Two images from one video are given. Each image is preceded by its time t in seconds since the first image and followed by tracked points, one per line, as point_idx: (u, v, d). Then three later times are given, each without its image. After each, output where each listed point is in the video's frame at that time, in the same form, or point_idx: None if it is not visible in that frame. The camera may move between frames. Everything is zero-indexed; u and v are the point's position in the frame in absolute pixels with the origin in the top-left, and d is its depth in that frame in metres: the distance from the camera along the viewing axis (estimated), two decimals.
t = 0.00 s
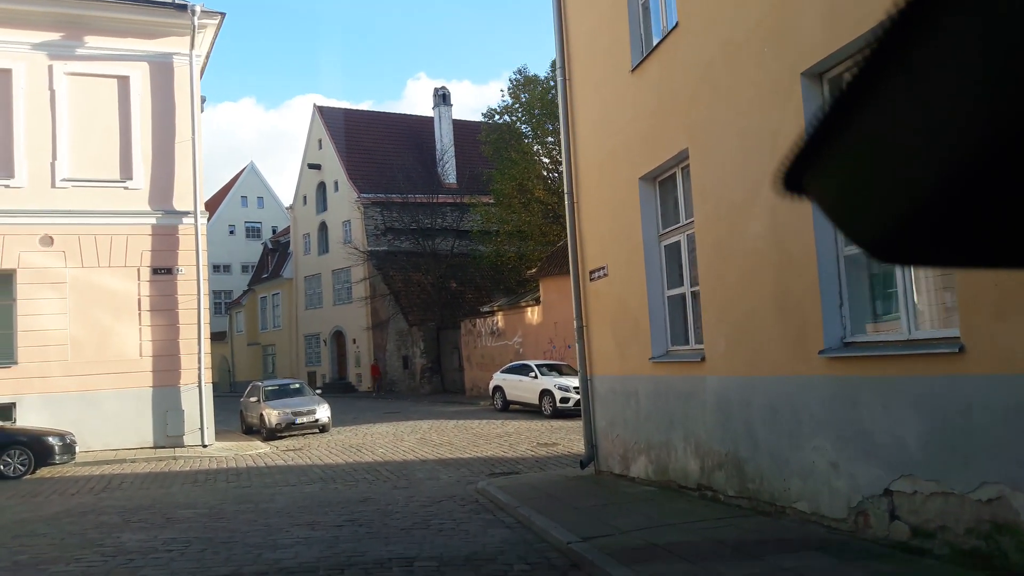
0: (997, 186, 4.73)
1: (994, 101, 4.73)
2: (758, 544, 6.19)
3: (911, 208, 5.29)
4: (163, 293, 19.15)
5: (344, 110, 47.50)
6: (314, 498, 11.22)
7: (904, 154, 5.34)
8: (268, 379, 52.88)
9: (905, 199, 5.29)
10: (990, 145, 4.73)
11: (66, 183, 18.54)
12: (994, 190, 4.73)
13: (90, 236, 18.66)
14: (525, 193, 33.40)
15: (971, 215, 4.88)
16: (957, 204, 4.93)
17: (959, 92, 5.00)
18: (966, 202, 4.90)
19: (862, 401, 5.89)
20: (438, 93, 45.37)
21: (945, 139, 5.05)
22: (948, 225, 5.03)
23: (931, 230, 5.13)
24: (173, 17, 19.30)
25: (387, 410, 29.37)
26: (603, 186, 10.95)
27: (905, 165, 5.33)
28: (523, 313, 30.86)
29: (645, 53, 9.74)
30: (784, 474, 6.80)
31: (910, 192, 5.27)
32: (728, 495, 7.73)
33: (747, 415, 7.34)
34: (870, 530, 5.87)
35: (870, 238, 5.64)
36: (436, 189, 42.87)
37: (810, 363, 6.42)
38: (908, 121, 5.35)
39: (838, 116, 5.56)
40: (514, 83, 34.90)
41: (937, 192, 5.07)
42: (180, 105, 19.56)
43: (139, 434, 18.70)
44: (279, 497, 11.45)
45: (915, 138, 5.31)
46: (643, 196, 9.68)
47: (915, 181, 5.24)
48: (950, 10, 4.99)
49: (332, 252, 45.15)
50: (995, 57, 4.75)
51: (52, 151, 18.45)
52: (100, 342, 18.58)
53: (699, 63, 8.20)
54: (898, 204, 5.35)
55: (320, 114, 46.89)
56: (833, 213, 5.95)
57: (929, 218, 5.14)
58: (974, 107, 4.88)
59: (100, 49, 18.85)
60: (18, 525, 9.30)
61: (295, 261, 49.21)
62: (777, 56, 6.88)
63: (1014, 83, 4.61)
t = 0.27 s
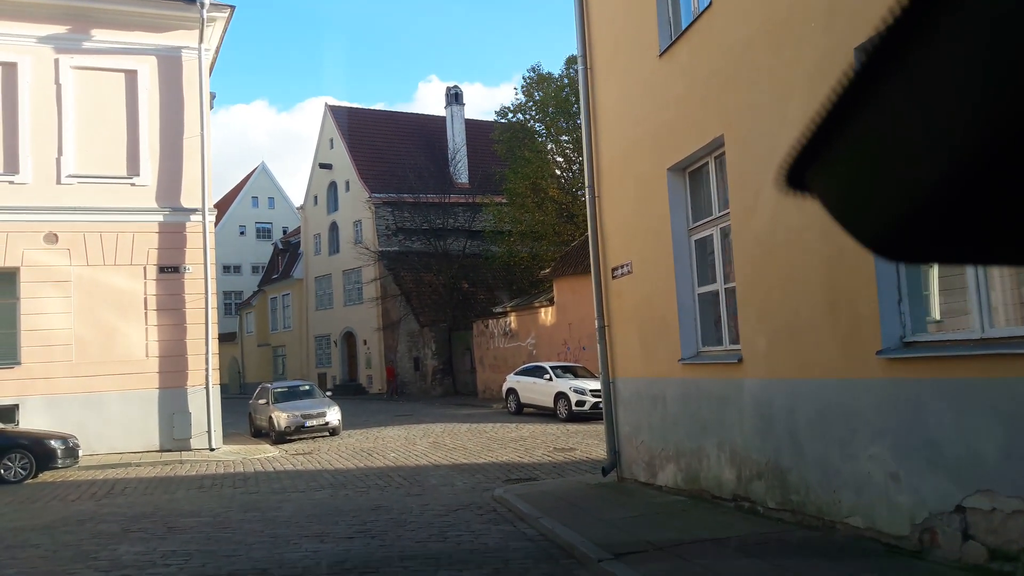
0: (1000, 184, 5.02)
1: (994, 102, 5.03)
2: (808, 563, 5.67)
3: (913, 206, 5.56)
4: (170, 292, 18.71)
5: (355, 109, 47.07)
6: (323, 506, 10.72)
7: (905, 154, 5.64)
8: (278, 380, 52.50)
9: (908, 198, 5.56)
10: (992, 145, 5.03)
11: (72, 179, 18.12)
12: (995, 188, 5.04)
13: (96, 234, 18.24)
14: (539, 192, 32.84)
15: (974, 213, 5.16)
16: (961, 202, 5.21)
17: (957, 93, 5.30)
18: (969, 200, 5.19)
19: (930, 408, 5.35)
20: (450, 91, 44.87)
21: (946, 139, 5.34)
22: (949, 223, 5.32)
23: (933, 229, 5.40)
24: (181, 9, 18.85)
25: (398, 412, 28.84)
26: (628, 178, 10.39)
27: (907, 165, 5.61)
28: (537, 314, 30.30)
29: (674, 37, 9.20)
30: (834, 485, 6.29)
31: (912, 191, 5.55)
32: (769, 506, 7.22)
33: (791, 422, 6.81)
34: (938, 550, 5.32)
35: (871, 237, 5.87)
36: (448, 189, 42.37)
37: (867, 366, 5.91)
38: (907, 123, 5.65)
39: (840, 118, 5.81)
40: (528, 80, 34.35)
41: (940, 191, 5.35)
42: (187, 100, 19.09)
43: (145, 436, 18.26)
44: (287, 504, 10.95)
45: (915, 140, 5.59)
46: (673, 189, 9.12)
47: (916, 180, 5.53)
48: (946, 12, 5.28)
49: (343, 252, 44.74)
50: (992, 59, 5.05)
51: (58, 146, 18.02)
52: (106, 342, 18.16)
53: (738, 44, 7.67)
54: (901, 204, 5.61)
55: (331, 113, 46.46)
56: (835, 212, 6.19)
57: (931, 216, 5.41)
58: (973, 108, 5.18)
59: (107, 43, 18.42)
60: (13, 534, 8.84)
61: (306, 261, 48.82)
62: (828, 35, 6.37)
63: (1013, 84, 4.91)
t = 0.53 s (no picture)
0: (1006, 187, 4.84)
1: (999, 100, 4.81)
2: None
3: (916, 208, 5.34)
4: (176, 295, 18.27)
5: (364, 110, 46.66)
6: (332, 516, 10.22)
7: (906, 154, 5.41)
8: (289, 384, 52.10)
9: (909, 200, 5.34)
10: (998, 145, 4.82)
11: (75, 179, 17.72)
12: (1004, 193, 4.84)
13: (100, 236, 17.82)
14: (552, 191, 32.30)
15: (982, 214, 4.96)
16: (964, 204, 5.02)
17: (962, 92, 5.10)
18: (973, 202, 5.00)
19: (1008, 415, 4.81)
20: (460, 91, 44.38)
21: (947, 139, 5.14)
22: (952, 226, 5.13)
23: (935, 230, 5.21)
24: (186, 5, 18.44)
25: (410, 416, 28.34)
26: (651, 171, 9.85)
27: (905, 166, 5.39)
28: (550, 315, 29.74)
29: (702, 18, 8.67)
30: (890, 496, 5.80)
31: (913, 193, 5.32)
32: (813, 519, 6.68)
33: (842, 427, 6.28)
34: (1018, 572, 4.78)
35: (872, 240, 5.68)
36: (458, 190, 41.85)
37: (933, 365, 5.38)
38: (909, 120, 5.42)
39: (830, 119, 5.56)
40: (539, 78, 33.82)
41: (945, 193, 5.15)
42: (193, 98, 18.68)
43: (151, 443, 17.83)
44: (295, 515, 10.46)
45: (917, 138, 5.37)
46: (702, 179, 8.58)
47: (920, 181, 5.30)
48: (950, 9, 5.01)
49: (353, 254, 44.32)
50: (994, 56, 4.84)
51: (60, 146, 17.64)
52: (111, 346, 17.73)
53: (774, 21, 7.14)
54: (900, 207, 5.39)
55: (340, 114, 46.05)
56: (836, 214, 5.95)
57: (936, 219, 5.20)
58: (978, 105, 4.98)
59: (110, 40, 18.03)
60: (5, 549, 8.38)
61: (316, 264, 48.42)
62: (882, 4, 5.82)
63: (1021, 83, 4.68)
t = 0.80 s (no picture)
0: (1013, 191, 4.67)
1: (1005, 101, 4.72)
2: None
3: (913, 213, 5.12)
4: (183, 294, 17.84)
5: (374, 109, 46.24)
6: (342, 525, 9.74)
7: (903, 160, 5.22)
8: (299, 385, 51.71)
9: (905, 203, 5.13)
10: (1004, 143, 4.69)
11: (79, 175, 17.34)
12: (1006, 195, 4.66)
13: (105, 233, 17.42)
14: (565, 190, 31.77)
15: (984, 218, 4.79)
16: (965, 206, 4.84)
17: (973, 94, 5.02)
18: (976, 205, 4.83)
19: None
20: (472, 90, 43.88)
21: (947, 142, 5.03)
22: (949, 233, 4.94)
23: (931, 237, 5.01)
24: None
25: (421, 418, 27.87)
26: (679, 161, 9.31)
27: (902, 169, 5.21)
28: (563, 316, 29.17)
29: None
30: (957, 511, 5.29)
31: (912, 195, 5.11)
32: (863, 532, 6.18)
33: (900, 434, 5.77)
34: None
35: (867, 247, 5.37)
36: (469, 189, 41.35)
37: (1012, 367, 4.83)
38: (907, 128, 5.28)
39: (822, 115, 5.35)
40: (552, 75, 33.29)
41: (944, 194, 4.96)
42: (201, 93, 18.27)
43: (157, 446, 17.40)
44: (304, 523, 9.99)
45: (919, 142, 5.23)
46: (735, 168, 8.08)
47: (918, 183, 5.10)
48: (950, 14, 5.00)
49: (363, 254, 43.88)
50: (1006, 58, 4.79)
51: (65, 142, 17.27)
52: (116, 346, 17.33)
53: None
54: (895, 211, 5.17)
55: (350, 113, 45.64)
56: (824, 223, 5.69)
57: (934, 222, 4.99)
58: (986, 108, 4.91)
59: (116, 33, 17.65)
60: None
61: (326, 265, 48.04)
62: None
63: None
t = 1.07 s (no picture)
0: (1010, 192, 4.81)
1: (1003, 104, 4.80)
2: None
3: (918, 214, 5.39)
4: (188, 291, 17.41)
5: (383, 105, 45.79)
6: (352, 530, 9.28)
7: (909, 161, 5.45)
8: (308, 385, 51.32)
9: (909, 206, 5.41)
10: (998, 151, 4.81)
11: (81, 169, 16.93)
12: (1001, 202, 4.85)
13: (108, 228, 17.00)
14: (577, 185, 31.20)
15: (983, 221, 4.97)
16: (965, 210, 5.03)
17: (971, 94, 5.07)
18: (974, 208, 5.00)
19: None
20: (481, 85, 43.31)
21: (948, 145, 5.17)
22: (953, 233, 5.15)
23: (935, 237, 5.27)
24: None
25: (432, 417, 27.34)
26: (710, 143, 9.00)
27: (906, 170, 5.46)
28: (575, 313, 28.58)
29: None
30: None
31: (914, 198, 5.38)
32: (924, 540, 5.77)
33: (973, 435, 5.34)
34: None
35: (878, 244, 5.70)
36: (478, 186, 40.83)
37: None
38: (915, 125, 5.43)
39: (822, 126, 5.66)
40: (563, 68, 32.71)
41: (945, 198, 5.17)
42: (205, 84, 17.83)
43: (162, 446, 16.99)
44: (313, 528, 9.52)
45: (922, 142, 5.40)
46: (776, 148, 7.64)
47: (921, 187, 5.34)
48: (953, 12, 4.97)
49: (372, 252, 43.44)
50: (1003, 59, 4.80)
51: (66, 134, 16.86)
52: (120, 344, 16.92)
53: None
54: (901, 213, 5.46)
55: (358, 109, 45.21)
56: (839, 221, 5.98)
57: (936, 225, 5.25)
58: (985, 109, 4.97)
59: (118, 23, 17.22)
60: None
61: (334, 263, 47.61)
62: None
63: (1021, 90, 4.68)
